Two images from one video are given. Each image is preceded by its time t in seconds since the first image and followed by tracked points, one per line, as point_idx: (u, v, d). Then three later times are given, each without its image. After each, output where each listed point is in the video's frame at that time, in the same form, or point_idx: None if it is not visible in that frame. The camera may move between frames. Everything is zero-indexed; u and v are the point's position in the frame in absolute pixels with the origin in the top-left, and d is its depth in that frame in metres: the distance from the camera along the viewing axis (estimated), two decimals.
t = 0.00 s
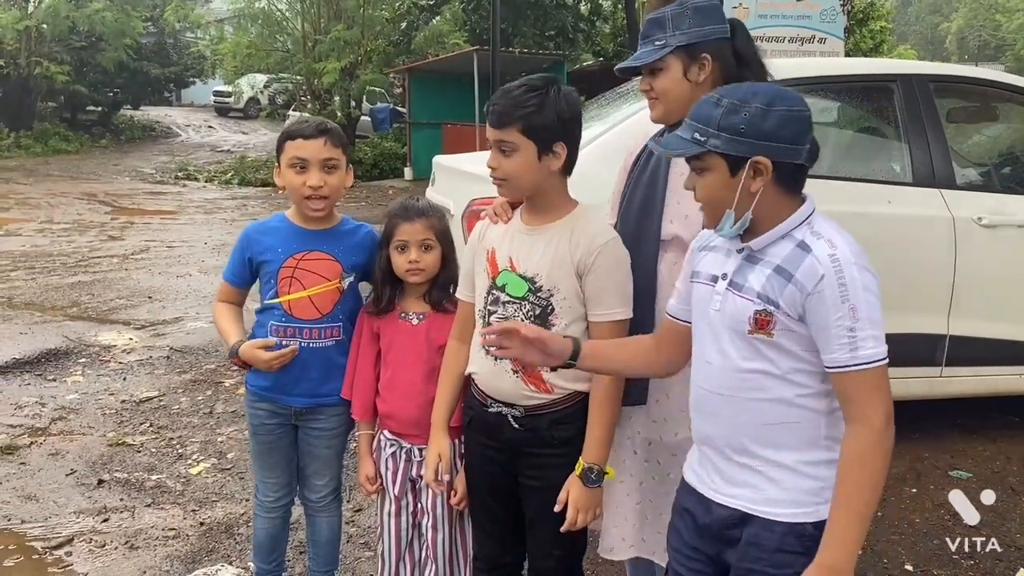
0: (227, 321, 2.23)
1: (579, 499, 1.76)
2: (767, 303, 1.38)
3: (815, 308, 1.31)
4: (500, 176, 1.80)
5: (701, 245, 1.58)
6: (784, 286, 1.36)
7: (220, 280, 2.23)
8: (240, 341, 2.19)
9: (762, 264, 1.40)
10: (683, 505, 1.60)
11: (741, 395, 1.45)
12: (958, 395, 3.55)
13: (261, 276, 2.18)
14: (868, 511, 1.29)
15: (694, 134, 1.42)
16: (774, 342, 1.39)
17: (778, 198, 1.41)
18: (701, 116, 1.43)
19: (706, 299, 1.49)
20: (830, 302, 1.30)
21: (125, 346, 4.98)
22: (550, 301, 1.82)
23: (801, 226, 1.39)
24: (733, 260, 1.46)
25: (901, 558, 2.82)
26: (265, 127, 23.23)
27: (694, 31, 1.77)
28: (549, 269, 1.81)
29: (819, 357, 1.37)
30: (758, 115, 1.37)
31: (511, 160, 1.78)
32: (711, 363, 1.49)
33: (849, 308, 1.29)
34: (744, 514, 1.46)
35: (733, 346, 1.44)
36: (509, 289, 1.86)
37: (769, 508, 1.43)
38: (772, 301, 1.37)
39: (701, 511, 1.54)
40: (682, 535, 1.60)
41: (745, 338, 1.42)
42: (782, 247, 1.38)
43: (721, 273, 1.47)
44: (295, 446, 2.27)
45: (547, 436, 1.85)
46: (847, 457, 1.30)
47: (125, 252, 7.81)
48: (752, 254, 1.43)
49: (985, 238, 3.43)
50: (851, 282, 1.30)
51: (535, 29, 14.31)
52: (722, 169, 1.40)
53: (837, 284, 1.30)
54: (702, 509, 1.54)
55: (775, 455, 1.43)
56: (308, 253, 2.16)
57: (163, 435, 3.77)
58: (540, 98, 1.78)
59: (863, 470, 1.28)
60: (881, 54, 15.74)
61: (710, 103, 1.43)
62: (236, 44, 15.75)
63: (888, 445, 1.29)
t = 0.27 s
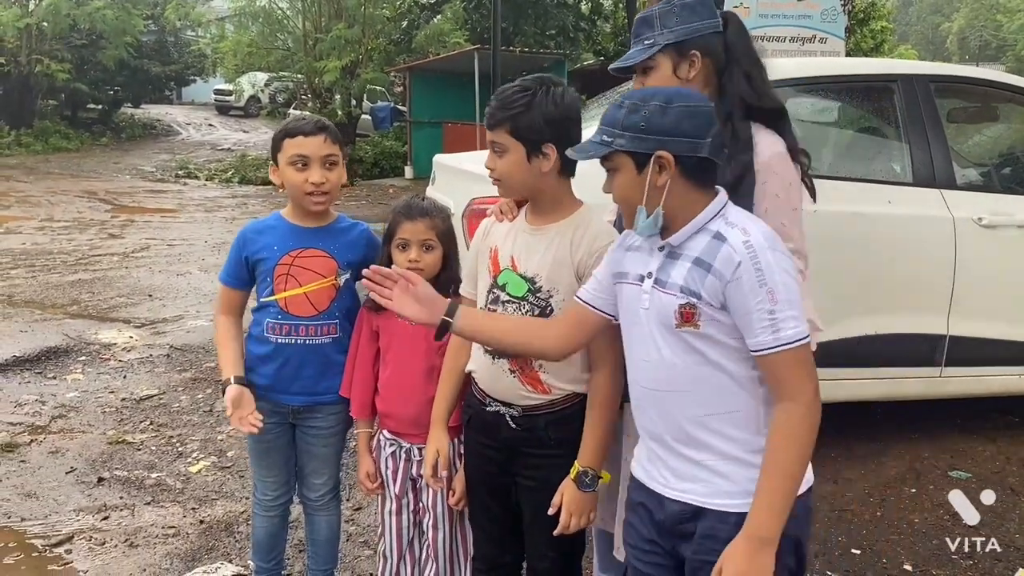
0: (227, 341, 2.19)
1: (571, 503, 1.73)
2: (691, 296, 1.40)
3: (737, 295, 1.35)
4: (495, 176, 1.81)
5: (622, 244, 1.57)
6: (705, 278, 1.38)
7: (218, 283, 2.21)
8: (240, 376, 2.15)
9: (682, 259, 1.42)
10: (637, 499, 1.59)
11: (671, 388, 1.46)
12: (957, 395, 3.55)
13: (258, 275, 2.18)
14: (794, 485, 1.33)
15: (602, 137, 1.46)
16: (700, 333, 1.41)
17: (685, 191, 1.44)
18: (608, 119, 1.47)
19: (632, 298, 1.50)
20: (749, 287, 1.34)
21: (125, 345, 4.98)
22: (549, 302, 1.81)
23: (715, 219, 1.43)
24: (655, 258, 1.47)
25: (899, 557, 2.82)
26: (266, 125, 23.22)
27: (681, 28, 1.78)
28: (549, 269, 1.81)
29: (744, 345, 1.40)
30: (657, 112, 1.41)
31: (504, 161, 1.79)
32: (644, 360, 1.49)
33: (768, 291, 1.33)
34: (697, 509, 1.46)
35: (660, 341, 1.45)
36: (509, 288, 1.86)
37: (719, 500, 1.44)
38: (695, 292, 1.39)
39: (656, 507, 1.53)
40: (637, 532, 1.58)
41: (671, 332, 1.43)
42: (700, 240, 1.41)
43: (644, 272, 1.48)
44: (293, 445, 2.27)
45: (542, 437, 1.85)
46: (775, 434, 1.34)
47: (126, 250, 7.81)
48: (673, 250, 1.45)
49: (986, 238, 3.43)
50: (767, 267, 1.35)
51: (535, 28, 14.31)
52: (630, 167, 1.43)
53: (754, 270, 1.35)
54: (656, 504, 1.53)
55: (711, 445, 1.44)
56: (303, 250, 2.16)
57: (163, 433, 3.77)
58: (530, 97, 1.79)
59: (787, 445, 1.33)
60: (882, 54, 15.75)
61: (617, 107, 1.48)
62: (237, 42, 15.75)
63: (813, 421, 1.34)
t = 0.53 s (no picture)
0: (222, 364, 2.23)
1: (567, 505, 1.75)
2: (636, 299, 1.40)
3: (678, 296, 1.35)
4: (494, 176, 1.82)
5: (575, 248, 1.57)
6: (648, 281, 1.38)
7: (215, 285, 2.19)
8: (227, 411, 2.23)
9: (627, 263, 1.42)
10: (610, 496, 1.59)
11: (628, 390, 1.46)
12: (954, 395, 3.56)
13: (253, 274, 2.18)
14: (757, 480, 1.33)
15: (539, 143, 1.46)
16: (650, 335, 1.41)
17: (624, 194, 1.42)
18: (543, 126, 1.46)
19: (589, 302, 1.50)
20: (689, 289, 1.33)
21: (123, 344, 4.98)
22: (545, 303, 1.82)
23: (658, 220, 1.42)
24: (605, 264, 1.47)
25: (895, 557, 2.82)
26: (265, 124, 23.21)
27: (660, 32, 1.76)
28: (546, 269, 1.83)
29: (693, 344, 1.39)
30: (588, 118, 1.40)
31: (500, 161, 1.80)
32: (602, 364, 1.49)
33: (708, 291, 1.32)
34: (666, 505, 1.46)
35: (616, 345, 1.45)
36: (506, 288, 1.86)
37: (689, 496, 1.44)
38: (641, 296, 1.39)
39: (628, 504, 1.53)
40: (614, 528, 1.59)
41: (623, 337, 1.43)
42: (642, 243, 1.41)
43: (596, 277, 1.48)
44: (289, 444, 2.28)
45: (537, 437, 1.86)
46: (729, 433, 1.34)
47: (124, 249, 7.81)
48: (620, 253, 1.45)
49: (983, 239, 3.43)
50: (704, 266, 1.34)
51: (535, 27, 14.31)
52: (566, 175, 1.43)
53: (692, 270, 1.34)
54: (629, 501, 1.54)
55: (672, 442, 1.45)
56: (299, 250, 2.17)
57: (160, 432, 3.77)
58: (525, 98, 1.80)
59: (744, 443, 1.32)
60: (882, 54, 15.77)
61: (551, 114, 1.47)
62: (236, 41, 15.73)
63: (766, 416, 1.33)
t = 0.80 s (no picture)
0: (219, 361, 2.23)
1: (564, 506, 1.75)
2: (608, 303, 1.41)
3: (646, 298, 1.35)
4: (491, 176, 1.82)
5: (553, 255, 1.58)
6: (617, 284, 1.39)
7: (211, 286, 2.19)
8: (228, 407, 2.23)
9: (599, 267, 1.43)
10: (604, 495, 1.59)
11: (609, 394, 1.47)
12: (950, 395, 3.57)
13: (248, 274, 2.17)
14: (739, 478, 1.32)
15: (515, 153, 1.46)
16: (625, 338, 1.41)
17: (602, 196, 1.43)
18: (517, 136, 1.47)
19: (569, 307, 1.51)
20: (655, 290, 1.34)
21: (120, 343, 4.97)
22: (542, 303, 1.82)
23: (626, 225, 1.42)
24: (579, 269, 1.48)
25: (892, 557, 2.83)
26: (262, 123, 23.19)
27: (631, 39, 1.76)
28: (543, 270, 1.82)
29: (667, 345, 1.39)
30: (564, 124, 1.42)
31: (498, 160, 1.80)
32: (585, 370, 1.50)
33: (673, 291, 1.32)
34: (654, 505, 1.46)
35: (595, 348, 1.46)
36: (504, 288, 1.86)
37: (674, 496, 1.44)
38: (612, 300, 1.40)
39: (620, 503, 1.53)
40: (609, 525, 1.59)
41: (600, 342, 1.44)
42: (611, 247, 1.41)
43: (574, 282, 1.49)
44: (285, 445, 2.27)
45: (532, 437, 1.86)
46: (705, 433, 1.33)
47: (121, 249, 7.79)
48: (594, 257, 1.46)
49: (979, 239, 3.44)
50: (669, 266, 1.33)
51: (532, 27, 14.32)
52: (545, 180, 1.44)
53: (657, 271, 1.34)
54: (620, 502, 1.53)
55: (655, 443, 1.45)
56: (295, 250, 2.16)
57: (157, 432, 3.77)
58: (524, 97, 1.80)
59: (722, 441, 1.31)
60: (879, 55, 15.78)
61: (525, 123, 1.48)
62: (233, 40, 15.72)
63: (742, 413, 1.32)
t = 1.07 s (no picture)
0: (216, 361, 2.23)
1: (558, 505, 1.75)
2: (623, 297, 1.40)
3: (663, 291, 1.35)
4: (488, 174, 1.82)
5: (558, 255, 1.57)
6: (633, 278, 1.39)
7: (207, 286, 2.18)
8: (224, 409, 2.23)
9: (614, 261, 1.42)
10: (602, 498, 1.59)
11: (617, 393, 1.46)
12: (945, 395, 3.57)
13: (244, 274, 2.17)
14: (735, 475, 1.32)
15: (612, 117, 1.41)
16: (638, 333, 1.41)
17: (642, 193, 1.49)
18: (613, 102, 1.42)
19: (572, 308, 1.49)
20: (673, 282, 1.34)
21: (115, 343, 4.96)
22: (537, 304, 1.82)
23: (641, 219, 1.43)
24: (588, 265, 1.47)
25: (888, 557, 2.83)
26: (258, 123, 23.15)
27: (592, 45, 1.80)
28: (537, 270, 1.82)
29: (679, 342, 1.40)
30: (642, 104, 1.47)
31: (496, 159, 1.79)
32: (592, 368, 1.48)
33: (691, 284, 1.33)
34: (659, 505, 1.45)
35: (604, 347, 1.45)
36: (498, 289, 1.86)
37: (684, 495, 1.43)
38: (627, 294, 1.40)
39: (621, 506, 1.53)
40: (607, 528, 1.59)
41: (612, 337, 1.43)
42: (627, 242, 1.42)
43: (579, 280, 1.48)
44: (281, 446, 2.27)
45: (528, 437, 1.85)
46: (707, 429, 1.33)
47: (116, 248, 7.77)
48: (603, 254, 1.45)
49: (975, 240, 3.45)
50: (688, 260, 1.35)
51: (528, 27, 14.33)
52: (627, 153, 1.44)
53: (677, 263, 1.35)
54: (621, 504, 1.52)
55: (662, 442, 1.44)
56: (291, 249, 2.16)
57: (152, 432, 3.76)
58: (520, 96, 1.79)
59: (723, 435, 1.32)
60: (874, 56, 15.81)
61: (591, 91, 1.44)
62: (229, 40, 15.69)
63: (748, 408, 1.33)
